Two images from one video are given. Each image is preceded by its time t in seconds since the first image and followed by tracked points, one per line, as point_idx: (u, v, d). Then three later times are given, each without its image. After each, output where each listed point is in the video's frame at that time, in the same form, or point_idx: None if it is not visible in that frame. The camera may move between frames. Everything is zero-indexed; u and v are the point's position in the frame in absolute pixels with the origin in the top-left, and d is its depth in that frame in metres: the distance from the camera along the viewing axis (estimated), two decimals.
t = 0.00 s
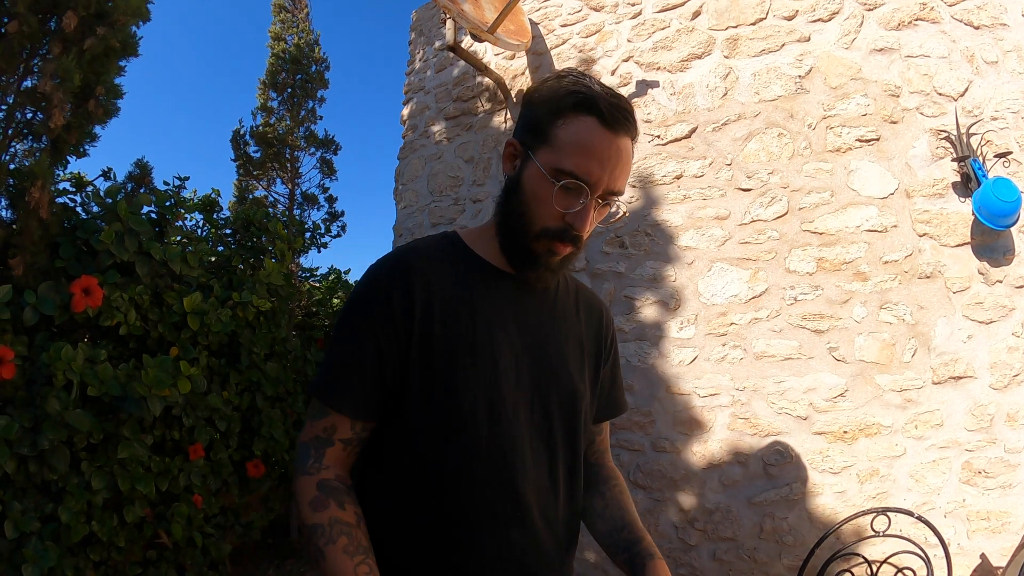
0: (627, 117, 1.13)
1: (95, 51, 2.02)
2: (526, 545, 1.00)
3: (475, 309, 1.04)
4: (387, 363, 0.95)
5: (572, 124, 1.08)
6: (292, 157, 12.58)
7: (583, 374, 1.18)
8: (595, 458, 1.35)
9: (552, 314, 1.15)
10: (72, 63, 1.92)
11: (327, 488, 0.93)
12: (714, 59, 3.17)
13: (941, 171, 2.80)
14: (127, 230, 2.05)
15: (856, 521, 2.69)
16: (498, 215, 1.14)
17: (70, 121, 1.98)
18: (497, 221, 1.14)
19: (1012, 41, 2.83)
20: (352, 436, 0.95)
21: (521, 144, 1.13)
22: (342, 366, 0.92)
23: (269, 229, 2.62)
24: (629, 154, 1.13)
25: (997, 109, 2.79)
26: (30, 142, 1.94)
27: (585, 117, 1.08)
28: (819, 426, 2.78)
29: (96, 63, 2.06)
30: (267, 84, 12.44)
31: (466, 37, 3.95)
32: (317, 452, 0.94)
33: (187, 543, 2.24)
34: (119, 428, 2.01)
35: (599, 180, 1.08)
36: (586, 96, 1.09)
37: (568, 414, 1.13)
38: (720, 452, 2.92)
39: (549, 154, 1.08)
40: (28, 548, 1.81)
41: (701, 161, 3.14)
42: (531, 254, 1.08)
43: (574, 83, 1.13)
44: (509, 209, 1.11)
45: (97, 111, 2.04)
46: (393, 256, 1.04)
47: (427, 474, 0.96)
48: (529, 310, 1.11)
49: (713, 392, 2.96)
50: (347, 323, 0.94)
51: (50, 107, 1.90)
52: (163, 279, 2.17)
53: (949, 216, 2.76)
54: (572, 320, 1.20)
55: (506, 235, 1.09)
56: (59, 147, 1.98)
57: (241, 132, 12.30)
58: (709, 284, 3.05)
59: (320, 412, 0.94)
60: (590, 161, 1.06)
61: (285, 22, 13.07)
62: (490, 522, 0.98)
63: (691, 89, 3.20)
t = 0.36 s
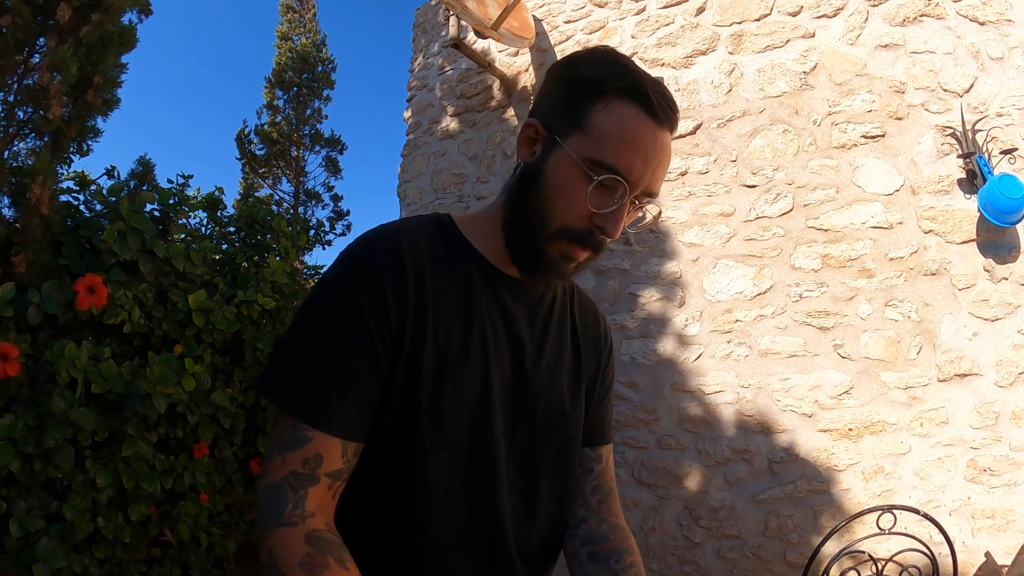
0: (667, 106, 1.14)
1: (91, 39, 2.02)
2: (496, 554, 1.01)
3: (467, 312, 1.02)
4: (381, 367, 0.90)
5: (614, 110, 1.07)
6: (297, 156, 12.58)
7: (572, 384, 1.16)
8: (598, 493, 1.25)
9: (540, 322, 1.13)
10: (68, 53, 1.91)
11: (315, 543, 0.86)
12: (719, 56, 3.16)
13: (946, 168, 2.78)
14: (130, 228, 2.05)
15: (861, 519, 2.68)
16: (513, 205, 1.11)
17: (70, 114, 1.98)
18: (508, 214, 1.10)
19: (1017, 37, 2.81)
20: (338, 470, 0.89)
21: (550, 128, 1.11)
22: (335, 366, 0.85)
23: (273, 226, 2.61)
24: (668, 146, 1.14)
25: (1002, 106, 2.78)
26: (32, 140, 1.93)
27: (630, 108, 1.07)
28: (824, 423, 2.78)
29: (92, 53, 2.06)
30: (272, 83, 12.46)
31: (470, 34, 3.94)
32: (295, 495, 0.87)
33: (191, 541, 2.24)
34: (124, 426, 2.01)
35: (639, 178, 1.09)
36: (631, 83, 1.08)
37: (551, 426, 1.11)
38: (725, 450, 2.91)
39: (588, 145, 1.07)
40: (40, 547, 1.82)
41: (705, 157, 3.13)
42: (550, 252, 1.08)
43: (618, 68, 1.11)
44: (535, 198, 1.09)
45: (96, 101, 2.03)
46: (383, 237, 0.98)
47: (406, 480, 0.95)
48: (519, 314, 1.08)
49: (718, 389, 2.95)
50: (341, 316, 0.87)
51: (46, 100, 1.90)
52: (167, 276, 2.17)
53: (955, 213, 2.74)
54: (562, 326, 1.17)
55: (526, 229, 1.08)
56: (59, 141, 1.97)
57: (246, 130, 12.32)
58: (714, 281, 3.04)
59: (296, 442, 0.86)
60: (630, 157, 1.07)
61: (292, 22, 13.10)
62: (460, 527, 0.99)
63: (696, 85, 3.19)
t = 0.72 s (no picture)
0: (686, 88, 1.04)
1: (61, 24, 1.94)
2: None
3: (425, 320, 0.95)
4: (324, 379, 0.83)
5: (615, 98, 0.98)
6: (299, 154, 12.58)
7: (546, 400, 1.10)
8: (580, 529, 1.19)
9: (509, 336, 1.06)
10: (37, 42, 1.84)
11: None
12: (720, 53, 3.15)
13: (949, 165, 2.78)
14: (130, 227, 2.05)
15: (864, 517, 2.68)
16: (495, 201, 1.03)
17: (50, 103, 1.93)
18: (484, 207, 1.04)
19: (1019, 34, 2.81)
20: (294, 527, 0.84)
21: (538, 114, 1.03)
22: (271, 378, 0.80)
23: (275, 226, 2.62)
24: (685, 137, 1.05)
25: (1004, 103, 2.77)
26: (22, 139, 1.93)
27: (639, 96, 0.98)
28: (825, 421, 2.77)
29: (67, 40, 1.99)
30: (275, 81, 12.46)
31: (472, 32, 3.93)
32: (251, 566, 0.82)
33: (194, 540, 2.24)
34: (124, 424, 2.01)
35: (647, 178, 1.01)
36: (642, 69, 1.00)
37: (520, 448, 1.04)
38: (727, 448, 2.91)
39: (589, 139, 0.98)
40: (32, 546, 1.81)
41: (707, 155, 3.12)
42: (534, 265, 1.03)
43: (627, 49, 1.01)
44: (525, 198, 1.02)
45: (76, 88, 1.96)
46: (331, 236, 0.91)
47: (356, 501, 0.88)
48: (485, 323, 1.02)
49: (719, 387, 2.95)
50: (277, 324, 0.82)
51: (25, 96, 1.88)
52: (168, 275, 2.16)
53: (956, 211, 2.74)
54: (537, 340, 1.11)
55: (509, 233, 1.01)
56: (44, 131, 1.94)
57: (249, 129, 12.33)
58: (715, 279, 3.04)
59: (238, 500, 0.80)
60: (636, 154, 0.99)
61: (296, 20, 13.10)
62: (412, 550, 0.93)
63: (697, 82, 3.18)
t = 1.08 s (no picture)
0: (677, 90, 1.03)
1: (63, 23, 1.95)
2: None
3: (414, 319, 0.96)
4: (316, 377, 0.83)
5: (603, 101, 0.97)
6: (295, 153, 12.56)
7: (535, 401, 1.10)
8: (567, 533, 1.20)
9: (499, 334, 1.06)
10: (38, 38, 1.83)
11: None
12: (714, 53, 3.16)
13: (942, 165, 2.78)
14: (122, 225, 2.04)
15: (858, 516, 2.69)
16: (485, 202, 1.04)
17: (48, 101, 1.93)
18: (474, 210, 1.05)
19: (1013, 35, 2.82)
20: (283, 531, 0.83)
21: (528, 116, 1.04)
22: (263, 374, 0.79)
23: (269, 225, 2.62)
24: (677, 141, 1.04)
25: (998, 104, 2.78)
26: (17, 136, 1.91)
27: (628, 97, 0.97)
28: (818, 420, 2.78)
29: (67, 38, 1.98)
30: (270, 79, 12.43)
31: (466, 31, 3.93)
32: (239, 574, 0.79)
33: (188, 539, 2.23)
34: (117, 423, 2.00)
35: (636, 184, 1.02)
36: (634, 70, 0.99)
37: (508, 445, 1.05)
38: (720, 446, 2.92)
39: (577, 142, 0.99)
40: (31, 544, 1.82)
41: (700, 154, 3.13)
42: (528, 267, 1.02)
43: (618, 49, 1.00)
44: (513, 199, 1.03)
45: (74, 86, 1.95)
46: (319, 233, 0.91)
47: (343, 498, 0.88)
48: (475, 323, 1.03)
49: (713, 386, 2.96)
50: (267, 319, 0.81)
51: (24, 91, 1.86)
52: (160, 274, 2.16)
53: (949, 211, 2.75)
54: (529, 342, 1.11)
55: (495, 233, 1.02)
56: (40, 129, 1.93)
57: (244, 127, 12.30)
58: (709, 278, 3.04)
59: (227, 501, 0.78)
60: (626, 158, 0.99)
61: (292, 18, 13.08)
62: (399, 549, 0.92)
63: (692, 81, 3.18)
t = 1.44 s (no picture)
0: (694, 110, 1.02)
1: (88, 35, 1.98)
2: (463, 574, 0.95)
3: (441, 314, 0.96)
4: (344, 363, 0.84)
5: (625, 114, 0.97)
6: (295, 150, 12.56)
7: (554, 401, 1.10)
8: (577, 532, 1.18)
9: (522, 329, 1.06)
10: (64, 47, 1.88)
11: None
12: (717, 50, 3.15)
13: (944, 163, 2.78)
14: (126, 221, 2.04)
15: (860, 514, 2.68)
16: (506, 203, 1.04)
17: (63, 108, 1.96)
18: (496, 211, 1.04)
19: (1016, 33, 2.81)
20: (315, 499, 0.83)
21: (553, 124, 1.03)
22: (299, 360, 0.80)
23: (270, 222, 2.59)
24: (690, 157, 1.04)
25: (1000, 101, 2.77)
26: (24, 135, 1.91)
27: (648, 112, 0.97)
28: (821, 419, 2.78)
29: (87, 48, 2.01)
30: (271, 77, 12.42)
31: (467, 28, 3.92)
32: (276, 537, 0.81)
33: (189, 537, 2.22)
34: (119, 421, 2.00)
35: (650, 194, 1.01)
36: (655, 85, 0.99)
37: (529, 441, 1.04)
38: (722, 444, 2.91)
39: (596, 152, 0.98)
40: (29, 543, 1.81)
41: (702, 151, 3.13)
42: (543, 268, 1.02)
43: (641, 64, 1.00)
44: (532, 201, 1.02)
45: (89, 95, 2.00)
46: (351, 225, 0.92)
47: (367, 487, 0.88)
48: (500, 319, 1.02)
49: (715, 383, 2.95)
50: (298, 306, 0.82)
51: (42, 94, 1.88)
52: (162, 272, 2.16)
53: (952, 209, 2.74)
54: (549, 341, 1.11)
55: (513, 236, 1.01)
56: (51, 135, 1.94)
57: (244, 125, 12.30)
58: (711, 275, 3.04)
59: (263, 470, 0.80)
60: (642, 170, 0.99)
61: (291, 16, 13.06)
62: (423, 542, 0.91)
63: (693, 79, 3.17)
